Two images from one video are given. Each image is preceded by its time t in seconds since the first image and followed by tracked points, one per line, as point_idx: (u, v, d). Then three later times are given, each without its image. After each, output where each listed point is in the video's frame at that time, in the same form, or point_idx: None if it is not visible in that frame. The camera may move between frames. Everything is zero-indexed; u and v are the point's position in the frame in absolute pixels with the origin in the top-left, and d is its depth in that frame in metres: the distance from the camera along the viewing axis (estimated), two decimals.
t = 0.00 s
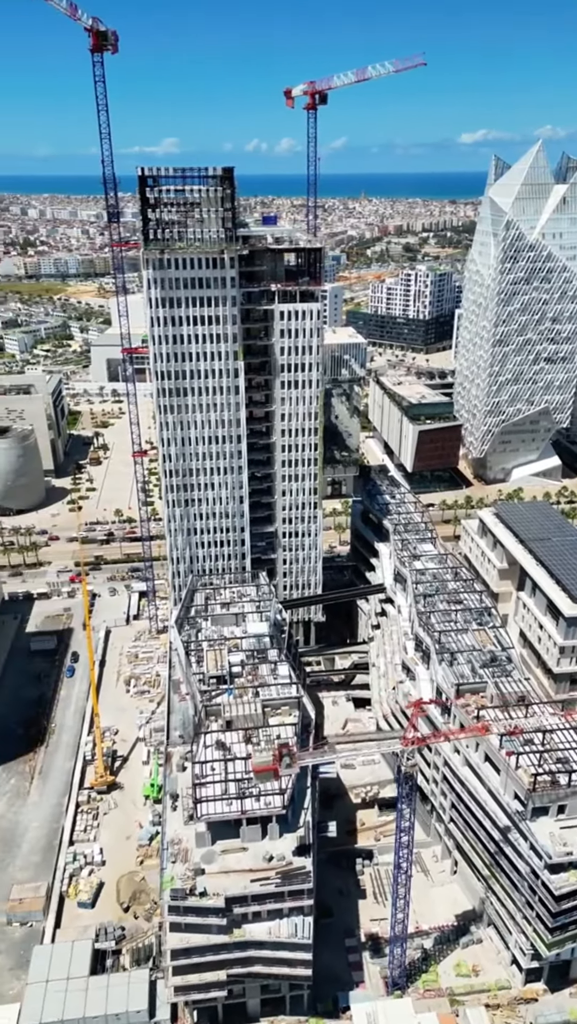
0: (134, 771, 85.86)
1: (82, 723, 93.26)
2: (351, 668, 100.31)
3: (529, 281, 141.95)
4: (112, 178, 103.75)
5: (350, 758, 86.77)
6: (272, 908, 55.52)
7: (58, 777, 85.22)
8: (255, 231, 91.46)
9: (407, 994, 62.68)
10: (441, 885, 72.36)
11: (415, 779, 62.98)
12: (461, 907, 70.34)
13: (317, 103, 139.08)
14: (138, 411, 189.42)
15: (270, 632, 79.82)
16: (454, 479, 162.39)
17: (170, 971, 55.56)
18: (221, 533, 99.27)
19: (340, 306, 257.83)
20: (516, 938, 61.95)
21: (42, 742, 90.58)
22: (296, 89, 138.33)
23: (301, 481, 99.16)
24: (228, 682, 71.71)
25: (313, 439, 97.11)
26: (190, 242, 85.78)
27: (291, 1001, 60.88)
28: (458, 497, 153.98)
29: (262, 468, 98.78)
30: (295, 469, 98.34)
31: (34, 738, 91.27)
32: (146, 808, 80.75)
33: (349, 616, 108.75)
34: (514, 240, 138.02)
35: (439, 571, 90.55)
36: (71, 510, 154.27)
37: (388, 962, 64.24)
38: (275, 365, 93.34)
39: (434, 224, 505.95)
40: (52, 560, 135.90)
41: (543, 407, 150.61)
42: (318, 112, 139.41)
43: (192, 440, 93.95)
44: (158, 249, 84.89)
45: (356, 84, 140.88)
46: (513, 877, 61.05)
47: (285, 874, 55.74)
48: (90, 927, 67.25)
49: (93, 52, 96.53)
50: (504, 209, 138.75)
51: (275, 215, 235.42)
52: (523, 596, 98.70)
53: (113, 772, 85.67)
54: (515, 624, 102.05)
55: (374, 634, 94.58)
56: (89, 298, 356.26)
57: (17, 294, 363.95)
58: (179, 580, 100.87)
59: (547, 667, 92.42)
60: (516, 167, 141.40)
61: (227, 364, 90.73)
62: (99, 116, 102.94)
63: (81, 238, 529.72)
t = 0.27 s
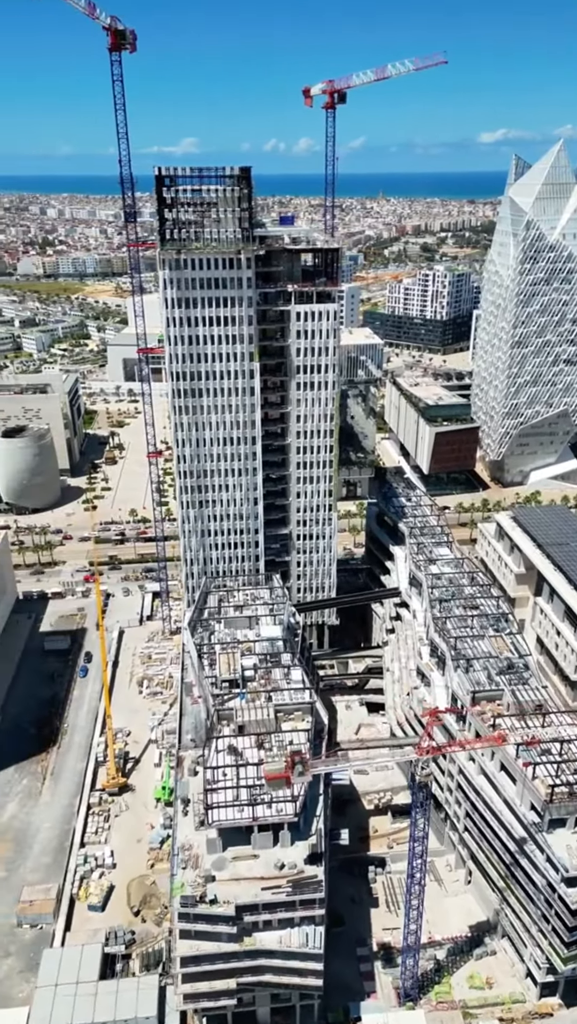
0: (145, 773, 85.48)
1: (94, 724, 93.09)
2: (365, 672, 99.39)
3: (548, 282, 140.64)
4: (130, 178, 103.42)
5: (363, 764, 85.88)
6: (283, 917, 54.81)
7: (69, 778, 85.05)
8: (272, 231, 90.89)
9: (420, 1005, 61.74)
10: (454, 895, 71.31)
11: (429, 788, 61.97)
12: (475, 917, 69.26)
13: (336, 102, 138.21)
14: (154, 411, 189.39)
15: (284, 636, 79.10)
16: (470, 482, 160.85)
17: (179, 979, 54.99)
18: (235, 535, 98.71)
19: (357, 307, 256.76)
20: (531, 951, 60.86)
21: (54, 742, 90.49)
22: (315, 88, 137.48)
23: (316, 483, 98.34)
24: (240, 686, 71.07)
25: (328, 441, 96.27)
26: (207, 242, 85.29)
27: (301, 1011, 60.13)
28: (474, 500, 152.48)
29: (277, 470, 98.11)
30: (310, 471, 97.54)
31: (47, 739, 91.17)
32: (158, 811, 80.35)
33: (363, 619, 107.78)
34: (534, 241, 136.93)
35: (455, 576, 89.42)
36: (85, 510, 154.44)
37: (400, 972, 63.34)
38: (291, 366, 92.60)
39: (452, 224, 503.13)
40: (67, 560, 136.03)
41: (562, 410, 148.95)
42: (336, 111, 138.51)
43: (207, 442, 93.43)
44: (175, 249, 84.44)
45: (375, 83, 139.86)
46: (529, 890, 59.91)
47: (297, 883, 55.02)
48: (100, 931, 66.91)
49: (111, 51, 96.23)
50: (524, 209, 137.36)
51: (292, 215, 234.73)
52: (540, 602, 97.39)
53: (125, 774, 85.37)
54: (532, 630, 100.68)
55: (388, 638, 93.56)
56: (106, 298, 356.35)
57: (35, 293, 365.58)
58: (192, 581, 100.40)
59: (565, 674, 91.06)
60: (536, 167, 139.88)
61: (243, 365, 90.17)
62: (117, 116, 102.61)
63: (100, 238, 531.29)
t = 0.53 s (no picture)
0: (158, 776, 85.11)
1: (107, 726, 92.85)
2: (380, 677, 98.37)
3: (570, 284, 139.17)
4: (148, 178, 103.08)
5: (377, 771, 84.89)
6: (295, 927, 54.03)
7: (82, 779, 84.85)
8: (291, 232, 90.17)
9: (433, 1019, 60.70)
10: (470, 906, 70.18)
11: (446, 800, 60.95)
12: (491, 930, 68.08)
13: (357, 101, 137.21)
14: (171, 412, 189.36)
15: (298, 641, 78.31)
16: (489, 485, 159.15)
17: (189, 987, 54.40)
18: (251, 537, 98.12)
19: (376, 307, 255.27)
20: (548, 966, 59.61)
21: (68, 743, 90.35)
22: (335, 87, 136.56)
23: (332, 486, 97.47)
24: (254, 692, 70.38)
25: (345, 444, 95.38)
26: (225, 243, 84.71)
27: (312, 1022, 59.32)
28: (493, 503, 150.79)
29: (293, 472, 97.37)
30: (326, 474, 96.67)
31: (60, 740, 91.07)
32: (170, 815, 79.91)
33: (379, 624, 106.73)
34: (556, 242, 135.64)
35: (473, 581, 88.13)
36: (102, 509, 154.59)
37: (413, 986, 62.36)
38: (309, 368, 91.78)
39: (472, 224, 499.63)
40: (83, 560, 136.15)
41: None
42: (357, 110, 137.47)
43: (223, 443, 92.89)
44: (193, 250, 83.92)
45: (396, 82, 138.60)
46: (546, 904, 58.67)
47: (309, 894, 54.23)
48: (111, 935, 66.52)
49: (131, 51, 95.77)
50: (547, 209, 135.67)
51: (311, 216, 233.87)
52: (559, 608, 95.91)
53: (137, 776, 85.02)
54: (550, 637, 99.15)
55: (404, 644, 92.45)
56: (125, 298, 356.89)
57: (54, 293, 367.31)
58: (207, 583, 99.93)
59: None
60: (560, 167, 137.97)
61: (260, 367, 89.54)
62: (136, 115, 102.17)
63: (120, 237, 532.84)
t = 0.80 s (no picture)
0: (170, 779, 84.68)
1: (120, 728, 92.59)
2: (394, 683, 97.34)
3: None
4: (165, 178, 102.69)
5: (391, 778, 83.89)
6: (306, 938, 53.30)
7: (94, 781, 84.59)
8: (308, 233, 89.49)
9: None
10: (483, 918, 69.08)
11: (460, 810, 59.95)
12: (505, 942, 66.94)
13: (376, 101, 136.29)
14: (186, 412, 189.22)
15: (312, 645, 77.53)
16: (506, 488, 157.54)
17: (199, 996, 53.83)
18: (265, 539, 97.49)
19: (392, 308, 253.92)
20: (563, 981, 58.46)
21: (80, 745, 90.14)
22: (354, 87, 135.73)
23: (348, 489, 96.59)
24: (266, 697, 69.73)
25: (361, 446, 94.45)
26: (241, 244, 84.15)
27: None
28: (510, 507, 149.17)
29: (308, 475, 96.61)
30: (341, 477, 95.80)
31: (72, 741, 90.88)
32: (181, 818, 79.44)
33: (394, 628, 105.67)
34: None
35: (489, 587, 86.92)
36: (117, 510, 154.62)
37: (426, 997, 61.38)
38: (325, 370, 90.92)
39: (490, 224, 496.20)
40: (97, 560, 136.18)
41: None
42: (376, 110, 136.53)
43: (237, 445, 92.33)
44: (209, 250, 83.43)
45: (416, 81, 137.48)
46: (562, 918, 57.51)
47: (321, 904, 53.48)
48: (121, 940, 66.07)
49: (149, 50, 95.45)
50: (568, 210, 134.27)
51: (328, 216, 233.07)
52: None
53: (149, 779, 84.61)
54: (568, 643, 97.70)
55: (418, 649, 91.38)
56: (142, 298, 357.48)
57: (72, 293, 368.88)
58: (221, 585, 99.44)
59: None
60: None
61: (275, 368, 88.88)
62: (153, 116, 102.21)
63: (137, 238, 534.00)
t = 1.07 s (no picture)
0: (181, 782, 84.24)
1: (132, 729, 92.37)
2: (408, 688, 96.28)
3: None
4: (183, 178, 102.21)
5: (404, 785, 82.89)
6: (317, 948, 52.55)
7: (106, 783, 84.36)
8: (326, 233, 88.74)
9: None
10: (497, 929, 67.97)
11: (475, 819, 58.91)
12: (519, 955, 65.83)
13: (395, 100, 135.26)
14: (201, 412, 188.95)
15: (325, 650, 76.69)
16: (523, 491, 155.81)
17: (208, 1005, 53.27)
18: (279, 541, 96.81)
19: (410, 309, 252.42)
20: None
21: (92, 745, 89.96)
22: (374, 86, 134.77)
23: (363, 492, 95.66)
24: (279, 702, 69.06)
25: (377, 449, 93.54)
26: (258, 244, 83.55)
27: None
28: (527, 510, 147.52)
29: (323, 477, 95.81)
30: (357, 479, 94.90)
31: (84, 742, 90.66)
32: (192, 822, 78.97)
33: (408, 633, 104.59)
34: None
35: (506, 592, 85.66)
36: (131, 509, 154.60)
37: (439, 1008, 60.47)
38: (341, 371, 90.08)
39: (509, 224, 492.54)
40: (111, 560, 136.15)
41: None
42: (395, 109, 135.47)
43: (252, 446, 91.71)
44: (225, 250, 82.83)
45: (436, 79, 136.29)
46: None
47: (332, 914, 52.71)
48: (131, 945, 65.65)
49: (167, 48, 94.90)
50: None
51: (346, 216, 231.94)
52: None
53: (161, 782, 84.22)
54: None
55: (433, 654, 90.33)
56: (159, 297, 357.84)
57: (89, 293, 369.82)
58: (234, 587, 98.88)
59: None
60: None
61: (291, 369, 88.20)
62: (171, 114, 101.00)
63: (155, 237, 534.12)
